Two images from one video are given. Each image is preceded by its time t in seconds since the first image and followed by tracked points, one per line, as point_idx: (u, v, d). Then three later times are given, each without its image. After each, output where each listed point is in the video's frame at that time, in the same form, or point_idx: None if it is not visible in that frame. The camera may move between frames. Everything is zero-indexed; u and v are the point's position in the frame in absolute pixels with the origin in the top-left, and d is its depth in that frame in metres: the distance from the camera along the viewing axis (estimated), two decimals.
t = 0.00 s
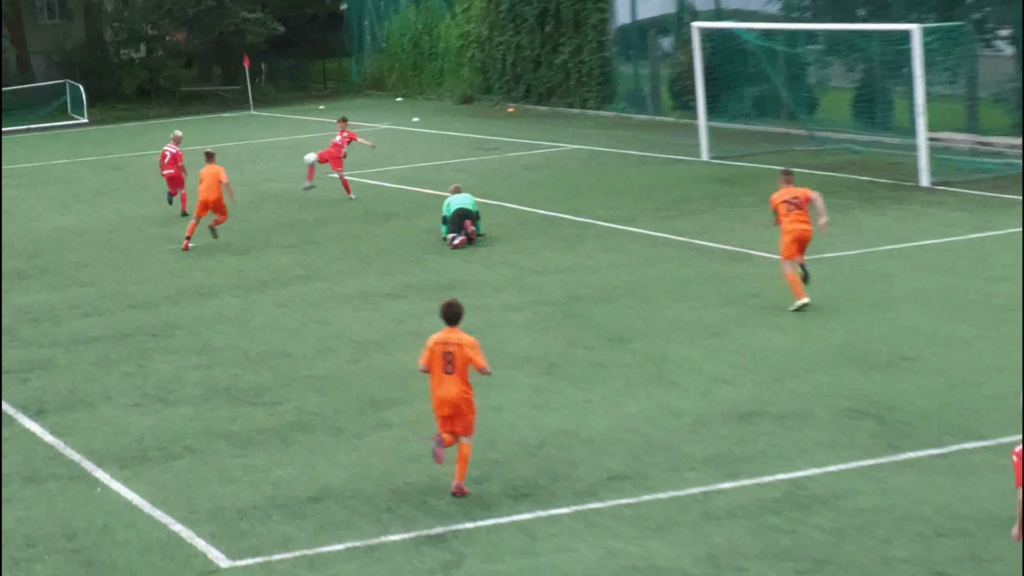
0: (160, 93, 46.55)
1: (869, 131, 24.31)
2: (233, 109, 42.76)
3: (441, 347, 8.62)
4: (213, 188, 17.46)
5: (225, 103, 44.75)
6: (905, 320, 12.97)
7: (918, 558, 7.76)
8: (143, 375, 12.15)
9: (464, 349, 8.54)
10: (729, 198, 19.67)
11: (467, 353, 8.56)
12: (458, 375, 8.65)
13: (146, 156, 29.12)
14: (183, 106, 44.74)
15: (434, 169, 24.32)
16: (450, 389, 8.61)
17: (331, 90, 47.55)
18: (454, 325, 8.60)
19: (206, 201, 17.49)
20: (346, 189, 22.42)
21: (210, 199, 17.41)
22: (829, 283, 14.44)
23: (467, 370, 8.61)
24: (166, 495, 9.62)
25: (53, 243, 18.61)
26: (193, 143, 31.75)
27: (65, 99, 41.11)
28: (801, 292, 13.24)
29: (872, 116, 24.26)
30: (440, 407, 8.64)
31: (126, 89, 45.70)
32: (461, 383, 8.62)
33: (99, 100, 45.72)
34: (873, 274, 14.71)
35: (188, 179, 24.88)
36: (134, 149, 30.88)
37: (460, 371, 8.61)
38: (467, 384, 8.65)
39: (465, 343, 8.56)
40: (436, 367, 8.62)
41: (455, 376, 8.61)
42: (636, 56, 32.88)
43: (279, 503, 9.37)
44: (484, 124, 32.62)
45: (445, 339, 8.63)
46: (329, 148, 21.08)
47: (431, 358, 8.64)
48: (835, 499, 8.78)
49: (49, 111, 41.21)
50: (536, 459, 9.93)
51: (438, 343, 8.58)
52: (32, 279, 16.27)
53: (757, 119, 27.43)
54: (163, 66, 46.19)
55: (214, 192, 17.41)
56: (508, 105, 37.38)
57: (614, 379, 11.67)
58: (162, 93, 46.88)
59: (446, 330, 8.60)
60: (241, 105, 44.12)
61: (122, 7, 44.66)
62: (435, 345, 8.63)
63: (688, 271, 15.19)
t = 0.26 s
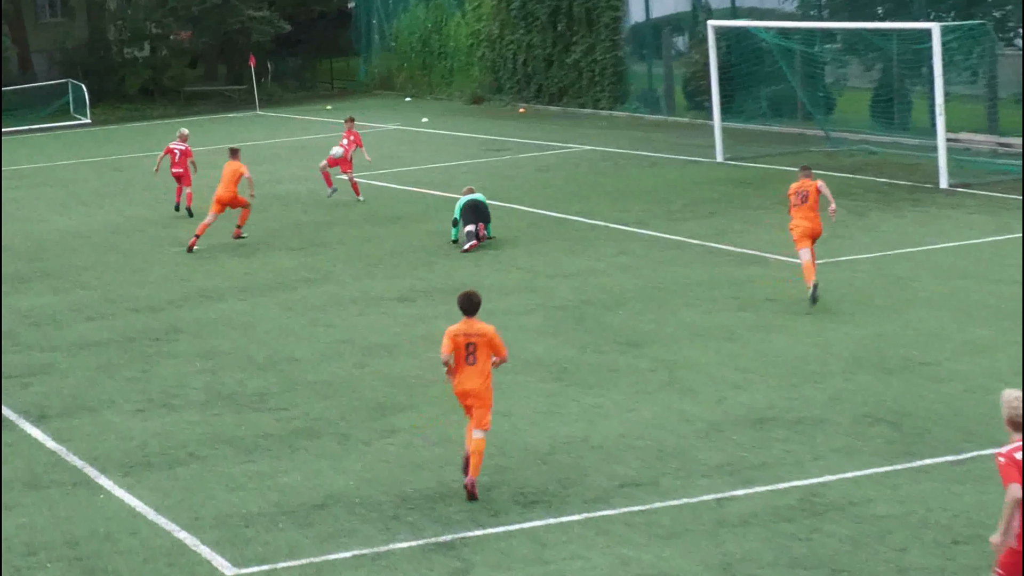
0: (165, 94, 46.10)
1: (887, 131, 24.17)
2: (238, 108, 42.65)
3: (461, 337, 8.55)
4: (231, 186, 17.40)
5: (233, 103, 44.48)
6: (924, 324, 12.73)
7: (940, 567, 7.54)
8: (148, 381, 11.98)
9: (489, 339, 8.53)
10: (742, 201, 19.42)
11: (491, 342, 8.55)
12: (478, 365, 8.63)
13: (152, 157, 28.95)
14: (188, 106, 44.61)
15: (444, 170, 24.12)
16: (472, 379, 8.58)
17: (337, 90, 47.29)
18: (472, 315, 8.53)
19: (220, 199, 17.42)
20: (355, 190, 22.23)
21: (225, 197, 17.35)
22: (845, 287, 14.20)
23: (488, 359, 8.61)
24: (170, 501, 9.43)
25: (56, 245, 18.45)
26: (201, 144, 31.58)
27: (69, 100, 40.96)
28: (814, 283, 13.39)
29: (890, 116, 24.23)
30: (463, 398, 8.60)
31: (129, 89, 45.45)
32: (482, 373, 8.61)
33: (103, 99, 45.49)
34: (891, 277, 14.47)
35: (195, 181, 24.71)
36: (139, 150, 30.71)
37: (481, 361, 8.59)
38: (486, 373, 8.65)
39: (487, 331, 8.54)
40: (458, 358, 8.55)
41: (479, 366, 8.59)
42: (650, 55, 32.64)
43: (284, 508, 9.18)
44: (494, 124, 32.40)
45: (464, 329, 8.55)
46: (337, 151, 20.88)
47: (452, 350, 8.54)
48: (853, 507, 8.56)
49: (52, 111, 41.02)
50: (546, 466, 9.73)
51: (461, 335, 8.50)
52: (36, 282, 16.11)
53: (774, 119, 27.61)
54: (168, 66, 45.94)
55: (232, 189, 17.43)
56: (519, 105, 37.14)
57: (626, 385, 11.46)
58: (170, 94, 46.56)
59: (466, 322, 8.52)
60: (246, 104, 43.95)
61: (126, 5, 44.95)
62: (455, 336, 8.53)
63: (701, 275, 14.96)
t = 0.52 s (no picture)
0: (167, 93, 46.27)
1: (897, 133, 24.14)
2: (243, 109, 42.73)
3: (477, 331, 8.76)
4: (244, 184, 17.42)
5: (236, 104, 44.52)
6: (935, 328, 12.59)
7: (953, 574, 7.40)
8: (150, 384, 11.87)
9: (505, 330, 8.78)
10: (749, 202, 19.29)
11: (506, 333, 8.80)
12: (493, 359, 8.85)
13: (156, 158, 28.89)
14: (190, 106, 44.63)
15: (449, 172, 24.01)
16: (489, 371, 8.78)
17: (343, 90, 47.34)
18: (486, 309, 8.79)
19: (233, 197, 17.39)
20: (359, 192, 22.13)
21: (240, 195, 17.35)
22: (854, 290, 14.07)
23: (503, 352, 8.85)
24: (172, 505, 9.32)
25: (58, 247, 18.37)
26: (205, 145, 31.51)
27: (70, 100, 40.94)
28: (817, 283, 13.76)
29: (901, 117, 24.16)
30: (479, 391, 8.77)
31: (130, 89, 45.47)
32: (498, 365, 8.82)
33: (103, 99, 45.49)
34: (901, 280, 14.32)
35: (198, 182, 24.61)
36: (142, 151, 30.64)
37: (497, 353, 8.82)
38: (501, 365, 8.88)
39: (501, 324, 8.83)
40: (474, 350, 8.76)
41: (494, 358, 8.82)
42: (658, 55, 32.52)
43: (288, 513, 9.07)
44: (500, 125, 32.29)
45: (479, 323, 8.79)
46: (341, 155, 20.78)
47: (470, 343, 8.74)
48: (864, 511, 8.44)
49: (52, 111, 40.98)
50: (553, 470, 9.61)
51: (478, 326, 8.71)
52: (39, 284, 16.02)
53: (783, 119, 27.55)
54: (169, 65, 45.86)
55: (247, 188, 17.53)
56: (526, 105, 37.03)
57: (634, 388, 11.34)
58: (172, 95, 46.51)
59: (481, 315, 8.77)
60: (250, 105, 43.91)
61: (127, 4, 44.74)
62: (471, 330, 8.75)
63: (709, 277, 14.82)
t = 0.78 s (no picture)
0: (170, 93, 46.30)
1: (904, 134, 24.10)
2: (244, 109, 43.17)
3: (490, 331, 8.79)
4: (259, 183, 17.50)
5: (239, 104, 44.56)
6: (942, 330, 12.49)
7: None
8: (151, 388, 11.79)
9: (517, 328, 8.81)
10: (755, 204, 19.19)
11: (518, 332, 8.83)
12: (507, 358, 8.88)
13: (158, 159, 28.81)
14: (192, 107, 44.58)
15: (452, 173, 23.92)
16: (503, 371, 8.82)
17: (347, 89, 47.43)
18: (497, 308, 8.81)
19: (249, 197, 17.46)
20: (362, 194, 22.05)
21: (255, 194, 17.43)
22: (861, 292, 13.97)
23: (518, 350, 8.87)
24: (173, 509, 9.24)
25: (60, 249, 18.31)
26: (207, 146, 31.44)
27: (70, 100, 40.91)
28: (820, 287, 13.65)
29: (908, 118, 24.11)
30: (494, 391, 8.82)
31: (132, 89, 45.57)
32: (512, 364, 8.85)
33: (104, 99, 45.59)
34: (908, 282, 14.22)
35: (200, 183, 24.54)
36: (145, 151, 30.59)
37: (511, 352, 8.84)
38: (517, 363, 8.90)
39: (512, 322, 8.84)
40: (488, 351, 8.78)
41: (509, 357, 8.84)
42: (663, 55, 32.45)
43: (290, 517, 8.99)
44: (504, 126, 32.19)
45: (491, 323, 8.81)
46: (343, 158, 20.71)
47: (483, 344, 8.74)
48: (871, 516, 8.35)
49: (54, 112, 40.91)
50: (557, 474, 9.52)
51: (490, 327, 8.73)
52: (40, 286, 15.96)
53: (789, 120, 27.52)
54: (172, 66, 45.58)
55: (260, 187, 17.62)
56: (530, 106, 36.94)
57: (639, 391, 11.26)
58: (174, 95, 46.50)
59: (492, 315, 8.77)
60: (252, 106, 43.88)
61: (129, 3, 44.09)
62: (484, 331, 8.78)
63: (714, 280, 14.73)
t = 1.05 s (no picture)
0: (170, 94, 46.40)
1: (907, 135, 24.05)
2: (244, 109, 43.22)
3: (499, 335, 8.78)
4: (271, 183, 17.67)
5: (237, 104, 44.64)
6: (946, 332, 12.43)
7: None
8: (150, 390, 11.74)
9: (525, 332, 8.80)
10: (757, 205, 19.14)
11: (526, 335, 8.82)
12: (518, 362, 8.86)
13: (158, 160, 28.79)
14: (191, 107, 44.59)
15: (453, 174, 23.88)
16: (514, 375, 8.80)
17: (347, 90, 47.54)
18: (506, 312, 8.80)
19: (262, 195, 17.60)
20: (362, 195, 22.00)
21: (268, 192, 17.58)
22: (864, 294, 13.91)
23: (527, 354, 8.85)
24: (171, 512, 9.18)
25: (59, 250, 18.26)
26: (206, 146, 31.42)
27: (68, 101, 40.85)
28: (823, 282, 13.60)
29: (911, 119, 24.07)
30: (505, 396, 8.81)
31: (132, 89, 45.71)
32: (523, 368, 8.83)
33: (104, 99, 45.63)
34: (912, 284, 14.16)
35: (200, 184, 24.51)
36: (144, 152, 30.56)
37: (521, 356, 8.82)
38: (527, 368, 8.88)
39: (520, 325, 8.84)
40: (497, 355, 8.77)
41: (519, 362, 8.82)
42: (664, 56, 32.42)
43: (288, 520, 8.93)
44: (504, 127, 32.15)
45: (499, 327, 8.80)
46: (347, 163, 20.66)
47: (491, 348, 8.75)
48: (873, 519, 8.28)
49: (53, 113, 40.91)
50: (559, 477, 9.46)
51: (499, 331, 8.73)
52: (40, 288, 15.92)
53: (791, 121, 27.46)
54: (172, 67, 45.91)
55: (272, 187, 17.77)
56: (531, 107, 36.91)
57: (641, 393, 11.20)
58: (173, 96, 46.57)
59: (500, 319, 8.78)
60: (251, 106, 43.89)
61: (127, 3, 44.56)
62: (493, 336, 8.77)
63: (716, 282, 14.68)
